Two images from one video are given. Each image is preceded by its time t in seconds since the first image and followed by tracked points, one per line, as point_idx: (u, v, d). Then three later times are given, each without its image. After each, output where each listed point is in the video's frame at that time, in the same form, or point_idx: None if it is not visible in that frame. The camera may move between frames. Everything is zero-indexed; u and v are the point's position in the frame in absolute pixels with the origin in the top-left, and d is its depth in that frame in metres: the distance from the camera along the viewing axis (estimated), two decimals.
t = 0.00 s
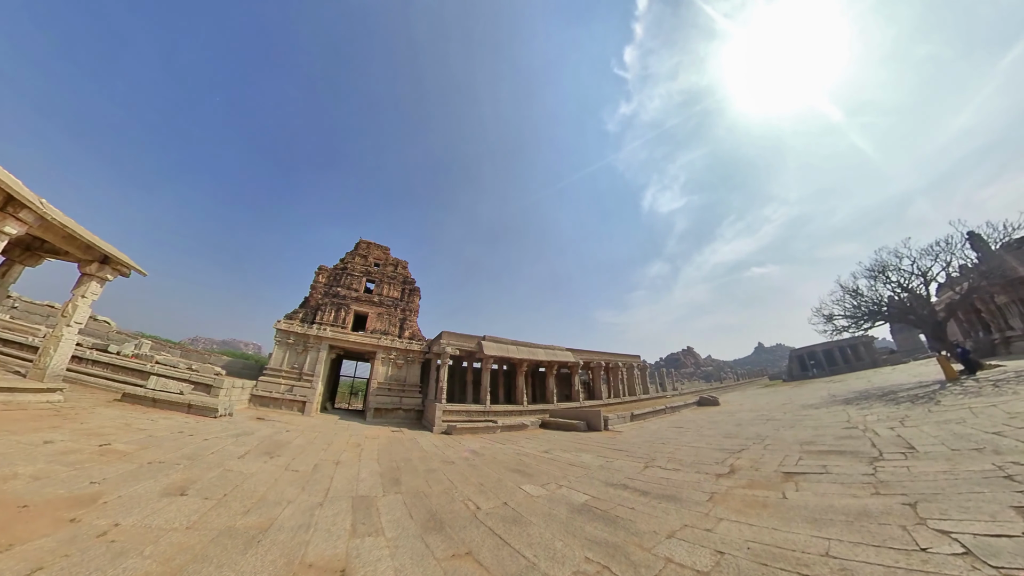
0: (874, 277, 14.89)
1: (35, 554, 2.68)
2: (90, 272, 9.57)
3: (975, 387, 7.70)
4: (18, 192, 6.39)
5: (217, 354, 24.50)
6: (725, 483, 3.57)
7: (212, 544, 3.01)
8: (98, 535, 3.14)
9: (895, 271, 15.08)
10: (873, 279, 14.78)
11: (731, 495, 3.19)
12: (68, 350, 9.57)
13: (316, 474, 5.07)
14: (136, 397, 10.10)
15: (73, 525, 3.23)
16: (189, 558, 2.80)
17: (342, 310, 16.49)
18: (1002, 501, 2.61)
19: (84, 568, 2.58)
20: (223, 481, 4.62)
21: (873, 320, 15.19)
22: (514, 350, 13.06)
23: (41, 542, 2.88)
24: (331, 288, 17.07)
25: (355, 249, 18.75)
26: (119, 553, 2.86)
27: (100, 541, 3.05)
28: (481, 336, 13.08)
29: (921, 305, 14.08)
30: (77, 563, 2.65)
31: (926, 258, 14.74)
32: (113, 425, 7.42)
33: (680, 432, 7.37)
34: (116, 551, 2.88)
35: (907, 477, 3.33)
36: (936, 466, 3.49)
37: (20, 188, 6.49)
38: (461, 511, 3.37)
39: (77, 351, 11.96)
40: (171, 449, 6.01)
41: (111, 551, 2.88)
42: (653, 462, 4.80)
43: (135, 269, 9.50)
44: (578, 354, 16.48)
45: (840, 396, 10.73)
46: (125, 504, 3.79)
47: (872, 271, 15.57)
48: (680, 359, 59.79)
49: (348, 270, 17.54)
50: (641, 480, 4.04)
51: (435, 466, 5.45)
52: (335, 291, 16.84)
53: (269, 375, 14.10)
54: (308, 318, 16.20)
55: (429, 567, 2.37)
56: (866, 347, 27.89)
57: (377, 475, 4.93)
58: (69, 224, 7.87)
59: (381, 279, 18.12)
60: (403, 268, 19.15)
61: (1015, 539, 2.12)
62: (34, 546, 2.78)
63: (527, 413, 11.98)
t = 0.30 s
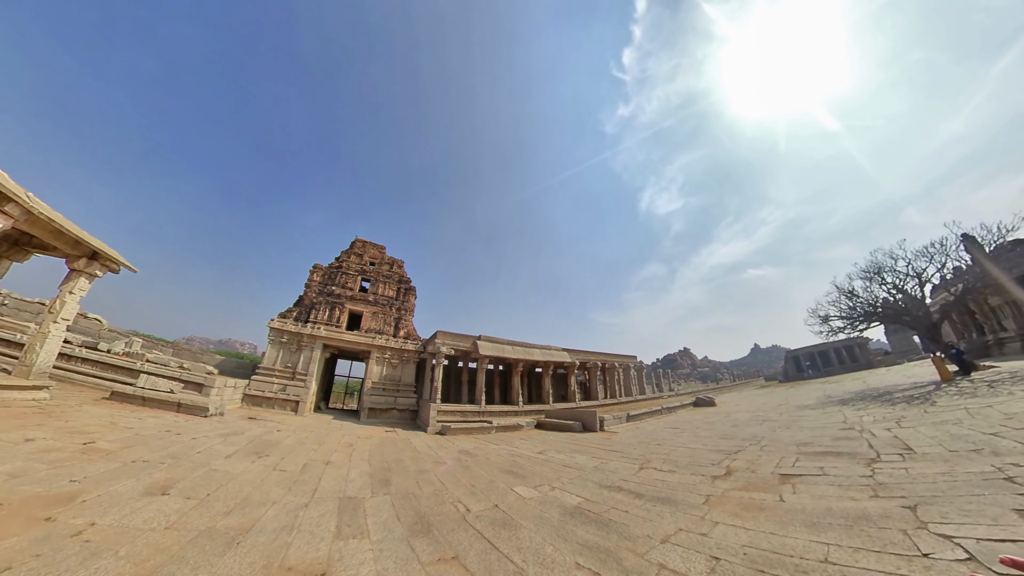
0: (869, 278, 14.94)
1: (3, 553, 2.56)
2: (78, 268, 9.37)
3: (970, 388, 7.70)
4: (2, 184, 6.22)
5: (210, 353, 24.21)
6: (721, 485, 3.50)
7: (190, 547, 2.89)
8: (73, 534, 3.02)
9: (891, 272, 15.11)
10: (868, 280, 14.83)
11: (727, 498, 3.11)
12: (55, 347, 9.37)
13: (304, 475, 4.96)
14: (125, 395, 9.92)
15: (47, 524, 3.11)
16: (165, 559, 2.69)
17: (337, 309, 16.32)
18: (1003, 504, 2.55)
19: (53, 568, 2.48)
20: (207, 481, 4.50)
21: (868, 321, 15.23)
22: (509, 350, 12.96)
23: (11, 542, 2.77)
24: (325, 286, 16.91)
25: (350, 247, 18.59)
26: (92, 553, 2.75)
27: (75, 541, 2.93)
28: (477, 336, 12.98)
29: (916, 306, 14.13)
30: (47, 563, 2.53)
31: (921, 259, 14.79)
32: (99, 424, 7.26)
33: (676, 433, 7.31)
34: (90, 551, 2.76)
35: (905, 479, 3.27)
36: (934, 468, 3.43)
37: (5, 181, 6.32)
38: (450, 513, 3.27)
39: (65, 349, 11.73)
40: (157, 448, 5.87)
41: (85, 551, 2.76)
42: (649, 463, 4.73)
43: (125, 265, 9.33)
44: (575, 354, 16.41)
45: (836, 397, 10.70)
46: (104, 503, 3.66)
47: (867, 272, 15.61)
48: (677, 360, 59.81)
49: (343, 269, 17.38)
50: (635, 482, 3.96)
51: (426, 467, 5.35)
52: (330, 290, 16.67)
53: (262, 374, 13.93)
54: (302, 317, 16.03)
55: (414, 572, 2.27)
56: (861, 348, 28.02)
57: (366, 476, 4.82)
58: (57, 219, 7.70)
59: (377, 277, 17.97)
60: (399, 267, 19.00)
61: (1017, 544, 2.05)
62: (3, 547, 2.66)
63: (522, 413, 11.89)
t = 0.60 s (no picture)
0: (865, 279, 14.97)
1: None
2: (67, 263, 9.17)
3: (966, 388, 7.69)
4: None
5: (203, 352, 23.93)
6: (718, 487, 3.42)
7: (167, 549, 2.77)
8: (46, 534, 2.89)
9: (887, 273, 15.15)
10: (865, 281, 14.86)
11: (724, 500, 3.02)
12: (42, 343, 9.17)
13: (292, 475, 4.87)
14: (114, 394, 9.75)
15: (19, 524, 2.98)
16: (140, 559, 2.60)
17: (332, 308, 16.16)
18: (1007, 506, 2.48)
19: (20, 569, 2.37)
20: (192, 482, 4.37)
21: (864, 321, 15.27)
22: (505, 350, 12.87)
23: None
24: (320, 285, 16.74)
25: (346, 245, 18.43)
26: (64, 553, 2.63)
27: (48, 540, 2.81)
28: (473, 335, 12.87)
29: (912, 307, 14.17)
30: (13, 564, 2.41)
31: (917, 261, 14.84)
32: (85, 421, 7.09)
33: (672, 433, 7.25)
34: (62, 552, 2.64)
35: (905, 480, 3.20)
36: (934, 469, 3.37)
37: None
38: (440, 516, 3.17)
39: (53, 346, 11.50)
40: (142, 447, 5.73)
41: (56, 551, 2.64)
42: (645, 464, 4.65)
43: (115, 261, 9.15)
44: (571, 355, 16.34)
45: (832, 398, 10.70)
46: (82, 502, 3.53)
47: (864, 273, 15.65)
48: (673, 361, 59.84)
49: (339, 267, 17.23)
50: (630, 483, 3.89)
51: (418, 468, 5.24)
52: (324, 288, 16.51)
53: (255, 373, 13.77)
54: (296, 316, 15.87)
55: None
56: (856, 350, 28.15)
57: (356, 476, 4.73)
58: (44, 213, 7.53)
59: (372, 276, 17.82)
60: (395, 266, 18.87)
61: None
62: None
63: (518, 413, 11.79)
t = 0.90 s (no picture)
0: (862, 281, 14.96)
1: None
2: (52, 258, 8.95)
3: (963, 390, 7.67)
4: None
5: (196, 351, 23.67)
6: (716, 491, 3.32)
7: (139, 557, 2.63)
8: (12, 539, 2.75)
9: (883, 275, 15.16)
10: (861, 283, 14.85)
11: (723, 506, 2.93)
12: (26, 340, 8.93)
13: (280, 478, 4.76)
14: (101, 393, 9.56)
15: None
16: (110, 566, 2.46)
17: (326, 307, 15.97)
18: (1015, 512, 2.40)
19: None
20: (173, 486, 4.21)
21: (861, 323, 15.28)
22: (501, 350, 12.75)
23: None
24: (314, 283, 16.56)
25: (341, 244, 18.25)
26: (29, 559, 2.48)
27: (13, 546, 2.66)
28: (469, 335, 12.75)
29: (908, 309, 14.17)
30: None
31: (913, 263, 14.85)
32: (68, 421, 6.91)
33: (670, 435, 7.15)
34: (27, 558, 2.50)
35: (908, 484, 3.12)
36: (936, 473, 3.29)
37: None
38: (429, 522, 3.05)
39: (39, 344, 11.25)
40: (125, 448, 5.55)
41: (21, 557, 2.50)
42: (642, 467, 4.54)
43: (102, 257, 8.94)
44: (568, 356, 16.25)
45: (829, 399, 10.67)
46: (56, 504, 3.39)
47: (860, 275, 15.66)
48: (670, 362, 59.92)
49: (334, 266, 17.05)
50: (626, 487, 3.79)
51: (410, 470, 5.13)
52: (319, 287, 16.33)
53: (248, 372, 13.61)
54: (289, 314, 15.68)
55: None
56: (852, 351, 28.27)
57: (345, 479, 4.62)
58: (29, 207, 7.33)
59: (368, 275, 17.65)
60: (391, 265, 18.70)
61: None
62: None
63: (514, 414, 11.66)
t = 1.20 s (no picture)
0: (859, 283, 14.96)
1: None
2: (35, 254, 8.71)
3: (960, 392, 7.63)
4: None
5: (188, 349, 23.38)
6: (714, 498, 3.20)
7: (104, 566, 2.47)
8: None
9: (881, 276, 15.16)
10: (858, 284, 14.85)
11: (723, 513, 2.80)
12: (7, 337, 8.69)
13: (263, 480, 4.75)
14: (85, 392, 9.33)
15: None
16: None
17: (319, 306, 15.78)
18: None
19: None
20: (151, 490, 4.05)
21: (858, 325, 15.29)
22: (497, 350, 12.62)
23: None
24: (308, 282, 16.36)
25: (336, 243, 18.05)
26: None
27: None
28: (464, 335, 12.61)
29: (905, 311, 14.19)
30: None
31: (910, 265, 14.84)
32: (48, 420, 6.70)
33: (666, 437, 7.04)
34: None
35: (912, 490, 3.02)
36: (940, 478, 3.20)
37: None
38: (415, 529, 2.91)
39: (24, 342, 10.99)
40: (104, 449, 5.37)
41: None
42: (638, 471, 4.42)
43: (87, 252, 8.72)
44: (564, 356, 16.15)
45: (826, 401, 10.61)
46: (23, 508, 3.22)
47: (857, 277, 15.65)
48: (667, 363, 60.00)
49: (328, 265, 16.86)
50: (620, 492, 3.67)
51: (399, 474, 5.00)
52: (313, 286, 16.13)
53: (238, 371, 13.43)
54: (282, 313, 15.49)
55: None
56: (847, 352, 28.38)
57: (330, 483, 4.64)
58: (10, 200, 7.11)
59: (362, 274, 17.46)
60: (386, 264, 18.52)
61: None
62: None
63: (509, 416, 11.53)
